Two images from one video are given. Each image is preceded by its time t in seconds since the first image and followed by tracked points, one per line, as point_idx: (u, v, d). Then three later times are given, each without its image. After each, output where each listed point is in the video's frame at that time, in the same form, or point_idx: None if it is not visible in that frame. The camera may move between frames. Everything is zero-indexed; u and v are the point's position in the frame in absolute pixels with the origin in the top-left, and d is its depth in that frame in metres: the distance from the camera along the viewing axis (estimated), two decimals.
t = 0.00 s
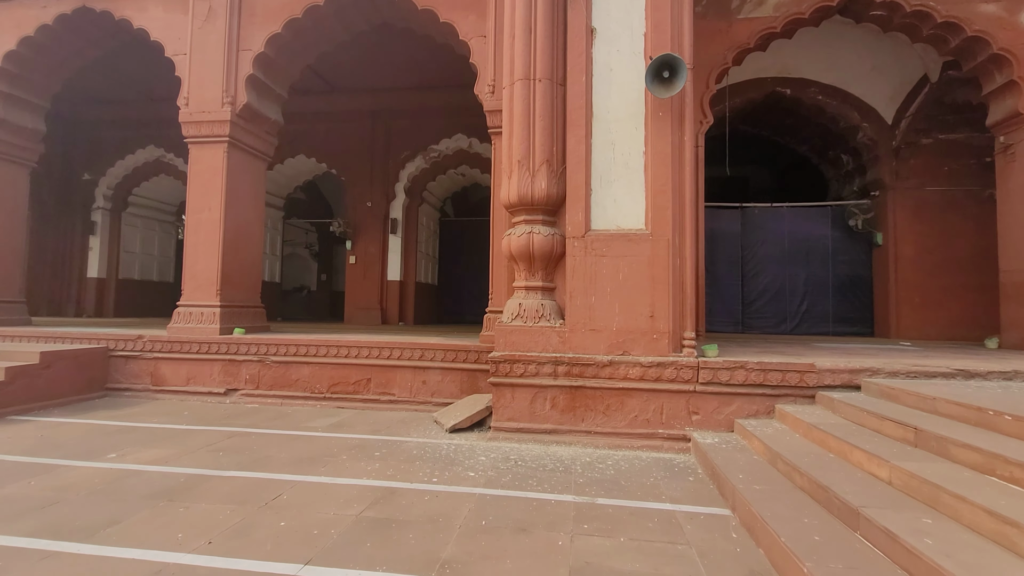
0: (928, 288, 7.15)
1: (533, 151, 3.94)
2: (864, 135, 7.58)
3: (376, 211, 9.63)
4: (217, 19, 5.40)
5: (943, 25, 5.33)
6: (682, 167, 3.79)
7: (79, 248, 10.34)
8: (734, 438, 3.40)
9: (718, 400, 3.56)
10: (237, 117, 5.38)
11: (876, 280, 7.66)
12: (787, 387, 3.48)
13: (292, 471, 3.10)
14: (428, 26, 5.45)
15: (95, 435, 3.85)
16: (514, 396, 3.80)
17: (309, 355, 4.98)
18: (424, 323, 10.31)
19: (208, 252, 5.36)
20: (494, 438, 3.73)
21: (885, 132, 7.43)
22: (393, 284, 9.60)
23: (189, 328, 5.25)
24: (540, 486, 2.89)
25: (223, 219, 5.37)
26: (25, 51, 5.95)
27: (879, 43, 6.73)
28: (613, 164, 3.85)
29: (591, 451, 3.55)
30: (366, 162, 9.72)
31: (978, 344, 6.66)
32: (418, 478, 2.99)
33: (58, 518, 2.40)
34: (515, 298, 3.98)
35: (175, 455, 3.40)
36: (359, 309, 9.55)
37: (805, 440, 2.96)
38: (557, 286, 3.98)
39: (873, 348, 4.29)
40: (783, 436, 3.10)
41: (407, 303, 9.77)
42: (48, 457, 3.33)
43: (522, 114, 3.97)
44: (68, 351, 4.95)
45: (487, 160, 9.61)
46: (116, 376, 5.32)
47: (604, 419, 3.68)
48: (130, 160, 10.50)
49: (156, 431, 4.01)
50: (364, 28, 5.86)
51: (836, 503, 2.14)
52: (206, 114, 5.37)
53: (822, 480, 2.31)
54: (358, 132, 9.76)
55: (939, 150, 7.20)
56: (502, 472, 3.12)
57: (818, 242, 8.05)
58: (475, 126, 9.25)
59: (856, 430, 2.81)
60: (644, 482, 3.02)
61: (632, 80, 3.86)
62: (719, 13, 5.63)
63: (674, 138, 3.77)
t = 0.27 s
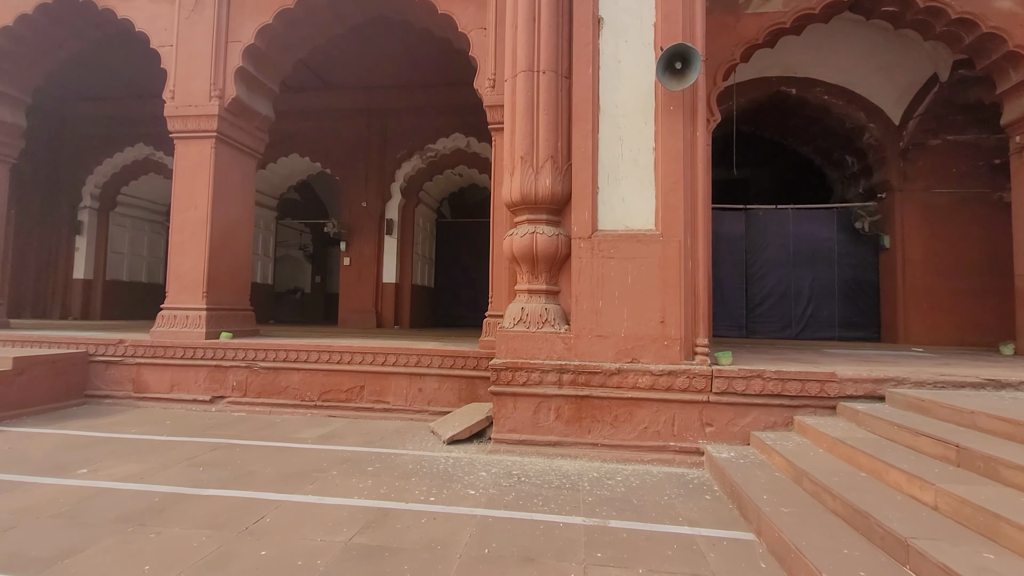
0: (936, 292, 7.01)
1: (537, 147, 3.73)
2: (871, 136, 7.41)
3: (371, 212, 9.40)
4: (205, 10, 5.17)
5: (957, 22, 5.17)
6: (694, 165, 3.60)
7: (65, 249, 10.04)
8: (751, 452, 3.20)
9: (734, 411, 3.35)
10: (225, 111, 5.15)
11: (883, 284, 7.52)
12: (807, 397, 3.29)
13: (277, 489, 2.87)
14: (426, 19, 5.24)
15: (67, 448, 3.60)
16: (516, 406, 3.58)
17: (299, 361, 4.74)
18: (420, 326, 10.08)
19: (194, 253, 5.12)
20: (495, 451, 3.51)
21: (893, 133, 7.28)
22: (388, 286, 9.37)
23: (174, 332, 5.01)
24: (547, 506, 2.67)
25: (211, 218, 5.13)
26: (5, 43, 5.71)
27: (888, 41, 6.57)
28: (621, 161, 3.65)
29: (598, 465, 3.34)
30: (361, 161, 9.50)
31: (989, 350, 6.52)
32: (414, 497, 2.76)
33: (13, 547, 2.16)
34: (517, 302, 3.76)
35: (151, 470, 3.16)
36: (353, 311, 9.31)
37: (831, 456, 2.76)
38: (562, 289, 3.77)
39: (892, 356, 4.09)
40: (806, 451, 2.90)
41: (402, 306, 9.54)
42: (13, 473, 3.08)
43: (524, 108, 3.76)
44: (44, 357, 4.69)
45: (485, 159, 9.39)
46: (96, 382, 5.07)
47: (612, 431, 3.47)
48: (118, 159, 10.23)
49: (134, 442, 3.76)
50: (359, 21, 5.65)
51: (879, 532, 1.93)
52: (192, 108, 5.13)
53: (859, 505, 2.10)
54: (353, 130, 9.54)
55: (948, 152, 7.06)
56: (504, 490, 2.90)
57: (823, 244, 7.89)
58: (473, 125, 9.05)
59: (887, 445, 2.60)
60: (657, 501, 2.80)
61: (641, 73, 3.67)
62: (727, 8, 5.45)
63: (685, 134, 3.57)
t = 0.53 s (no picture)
0: (937, 292, 6.93)
1: (539, 136, 3.53)
2: (871, 134, 7.31)
3: (362, 208, 9.14)
4: None
5: (965, 16, 5.07)
6: (704, 156, 3.42)
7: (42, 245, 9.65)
8: (767, 458, 3.03)
9: (747, 415, 3.18)
10: (207, 98, 4.88)
11: (883, 284, 7.42)
12: (823, 401, 3.12)
13: (260, 501, 2.64)
14: (420, 5, 5.02)
15: (31, 455, 3.33)
16: (516, 410, 3.37)
17: (285, 362, 4.49)
18: (411, 326, 9.84)
19: (174, 248, 4.85)
20: (494, 458, 3.31)
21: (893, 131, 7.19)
22: (379, 285, 9.12)
23: (153, 331, 4.74)
24: (554, 519, 2.47)
25: (192, 211, 4.86)
26: None
27: (890, 37, 6.46)
28: (627, 151, 3.47)
29: (605, 472, 3.15)
30: (352, 156, 9.24)
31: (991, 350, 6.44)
32: (409, 509, 2.55)
33: None
34: (518, 299, 3.56)
35: (122, 480, 2.91)
36: (343, 310, 9.05)
37: (855, 464, 2.59)
38: (564, 286, 3.57)
39: (904, 358, 3.94)
40: (827, 458, 2.73)
41: (393, 305, 9.29)
42: None
43: (526, 95, 3.55)
44: (11, 357, 4.40)
45: (478, 156, 9.17)
46: (69, 384, 4.78)
47: (618, 436, 3.28)
48: (99, 152, 9.88)
49: (105, 449, 3.50)
50: (350, 7, 5.41)
51: (928, 552, 1.75)
52: (173, 95, 4.86)
53: (901, 520, 1.92)
54: (344, 125, 9.28)
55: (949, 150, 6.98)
56: (506, 500, 2.70)
57: (823, 243, 7.79)
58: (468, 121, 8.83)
59: (918, 453, 2.44)
60: (671, 511, 2.62)
61: (650, 60, 3.49)
62: None
63: (696, 123, 3.39)
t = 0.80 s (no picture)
0: (940, 292, 6.87)
1: (545, 128, 3.36)
2: (874, 132, 7.21)
3: (355, 207, 8.92)
4: None
5: (976, 10, 4.96)
6: (718, 150, 3.26)
7: (22, 245, 9.31)
8: (788, 467, 2.88)
9: (765, 422, 3.02)
10: (194, 91, 4.66)
11: (886, 284, 7.34)
12: (845, 406, 2.97)
13: (248, 520, 2.43)
14: None
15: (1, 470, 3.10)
16: (522, 418, 3.20)
17: (276, 367, 4.28)
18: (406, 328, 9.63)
19: (158, 247, 4.62)
20: (499, 469, 3.13)
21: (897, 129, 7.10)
22: (373, 285, 8.91)
23: (136, 335, 4.50)
24: (568, 538, 2.29)
25: (177, 208, 4.63)
26: None
27: (895, 33, 6.36)
28: (638, 145, 3.30)
29: (616, 483, 2.98)
30: (344, 154, 9.02)
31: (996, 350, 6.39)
32: (411, 528, 2.36)
33: None
34: (523, 301, 3.38)
35: (98, 497, 2.69)
36: (336, 312, 8.83)
37: (886, 475, 2.44)
38: (572, 287, 3.40)
39: (921, 361, 3.81)
40: (854, 468, 2.57)
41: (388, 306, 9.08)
42: None
43: (531, 85, 3.37)
44: None
45: (475, 153, 8.97)
46: (46, 391, 4.53)
47: (630, 444, 3.11)
48: (82, 148, 9.56)
49: (82, 462, 3.27)
50: None
51: None
52: (157, 87, 4.63)
53: (953, 542, 1.77)
54: (336, 122, 9.06)
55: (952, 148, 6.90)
56: (516, 516, 2.51)
57: (825, 243, 7.68)
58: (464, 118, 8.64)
59: (956, 464, 2.29)
60: (692, 527, 2.45)
61: (661, 49, 3.32)
62: None
63: (710, 115, 3.23)
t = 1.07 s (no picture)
0: (945, 288, 6.77)
1: (550, 115, 3.18)
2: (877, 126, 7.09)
3: (348, 204, 8.70)
4: None
5: None
6: (732, 137, 3.10)
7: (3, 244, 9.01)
8: (810, 472, 2.72)
9: (784, 424, 2.87)
10: (178, 79, 4.44)
11: (889, 280, 7.24)
12: (869, 407, 2.82)
13: (234, 535, 2.24)
14: None
15: None
16: (527, 421, 3.02)
17: (266, 369, 4.08)
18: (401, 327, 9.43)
19: (141, 243, 4.40)
20: (503, 475, 2.95)
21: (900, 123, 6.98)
22: (367, 284, 8.70)
23: (117, 336, 4.28)
24: (582, 552, 2.11)
25: (161, 203, 4.41)
26: None
27: (900, 24, 6.24)
28: (648, 132, 3.13)
29: (629, 490, 2.81)
30: (337, 150, 8.79)
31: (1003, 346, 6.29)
32: (411, 543, 2.17)
33: None
34: (527, 297, 3.20)
35: (70, 510, 2.49)
36: (329, 311, 8.61)
37: (919, 480, 2.28)
38: (579, 282, 3.22)
39: (940, 359, 3.67)
40: (884, 473, 2.41)
41: (382, 305, 8.87)
42: None
43: (534, 70, 3.19)
44: None
45: (470, 149, 8.78)
46: (22, 395, 4.30)
47: (641, 449, 2.94)
48: (65, 145, 9.28)
49: (57, 471, 3.06)
50: None
51: None
52: (138, 75, 4.41)
53: (1009, 557, 1.61)
54: (328, 117, 8.83)
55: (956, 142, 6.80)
56: (524, 528, 2.33)
57: (828, 239, 7.56)
58: (459, 112, 8.45)
59: (997, 468, 2.13)
60: (713, 538, 2.28)
61: (672, 31, 3.16)
62: None
63: (723, 101, 3.07)
